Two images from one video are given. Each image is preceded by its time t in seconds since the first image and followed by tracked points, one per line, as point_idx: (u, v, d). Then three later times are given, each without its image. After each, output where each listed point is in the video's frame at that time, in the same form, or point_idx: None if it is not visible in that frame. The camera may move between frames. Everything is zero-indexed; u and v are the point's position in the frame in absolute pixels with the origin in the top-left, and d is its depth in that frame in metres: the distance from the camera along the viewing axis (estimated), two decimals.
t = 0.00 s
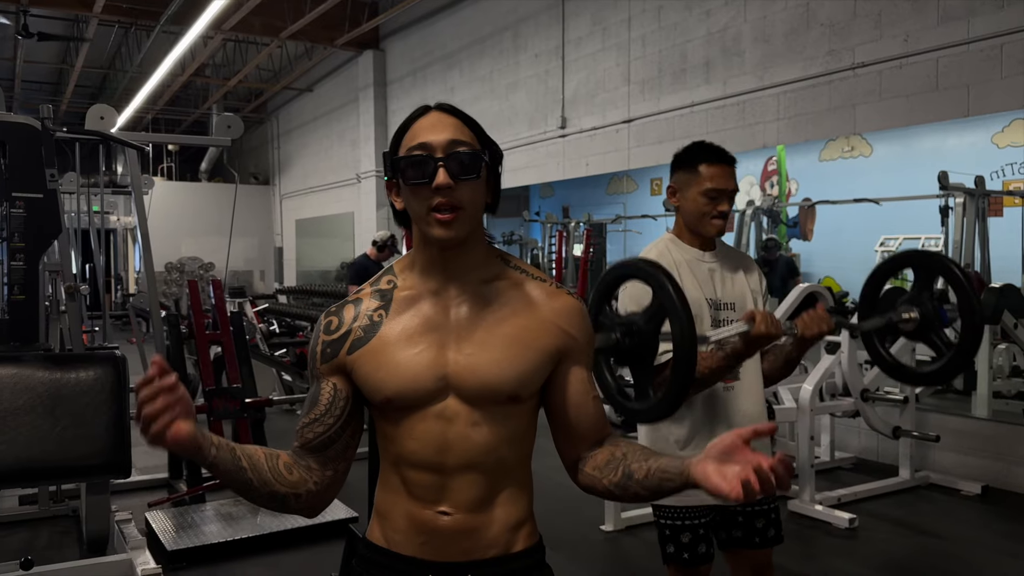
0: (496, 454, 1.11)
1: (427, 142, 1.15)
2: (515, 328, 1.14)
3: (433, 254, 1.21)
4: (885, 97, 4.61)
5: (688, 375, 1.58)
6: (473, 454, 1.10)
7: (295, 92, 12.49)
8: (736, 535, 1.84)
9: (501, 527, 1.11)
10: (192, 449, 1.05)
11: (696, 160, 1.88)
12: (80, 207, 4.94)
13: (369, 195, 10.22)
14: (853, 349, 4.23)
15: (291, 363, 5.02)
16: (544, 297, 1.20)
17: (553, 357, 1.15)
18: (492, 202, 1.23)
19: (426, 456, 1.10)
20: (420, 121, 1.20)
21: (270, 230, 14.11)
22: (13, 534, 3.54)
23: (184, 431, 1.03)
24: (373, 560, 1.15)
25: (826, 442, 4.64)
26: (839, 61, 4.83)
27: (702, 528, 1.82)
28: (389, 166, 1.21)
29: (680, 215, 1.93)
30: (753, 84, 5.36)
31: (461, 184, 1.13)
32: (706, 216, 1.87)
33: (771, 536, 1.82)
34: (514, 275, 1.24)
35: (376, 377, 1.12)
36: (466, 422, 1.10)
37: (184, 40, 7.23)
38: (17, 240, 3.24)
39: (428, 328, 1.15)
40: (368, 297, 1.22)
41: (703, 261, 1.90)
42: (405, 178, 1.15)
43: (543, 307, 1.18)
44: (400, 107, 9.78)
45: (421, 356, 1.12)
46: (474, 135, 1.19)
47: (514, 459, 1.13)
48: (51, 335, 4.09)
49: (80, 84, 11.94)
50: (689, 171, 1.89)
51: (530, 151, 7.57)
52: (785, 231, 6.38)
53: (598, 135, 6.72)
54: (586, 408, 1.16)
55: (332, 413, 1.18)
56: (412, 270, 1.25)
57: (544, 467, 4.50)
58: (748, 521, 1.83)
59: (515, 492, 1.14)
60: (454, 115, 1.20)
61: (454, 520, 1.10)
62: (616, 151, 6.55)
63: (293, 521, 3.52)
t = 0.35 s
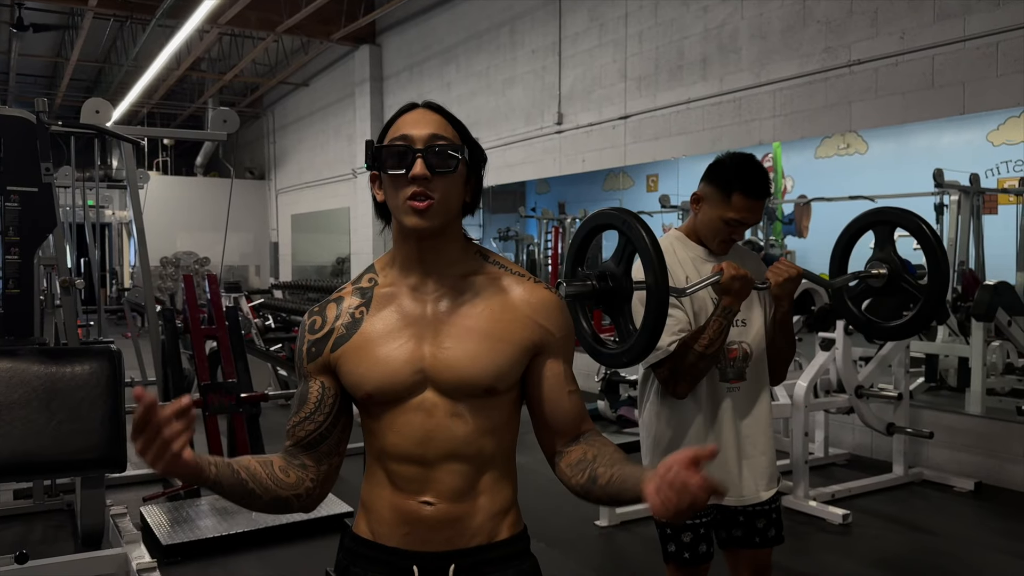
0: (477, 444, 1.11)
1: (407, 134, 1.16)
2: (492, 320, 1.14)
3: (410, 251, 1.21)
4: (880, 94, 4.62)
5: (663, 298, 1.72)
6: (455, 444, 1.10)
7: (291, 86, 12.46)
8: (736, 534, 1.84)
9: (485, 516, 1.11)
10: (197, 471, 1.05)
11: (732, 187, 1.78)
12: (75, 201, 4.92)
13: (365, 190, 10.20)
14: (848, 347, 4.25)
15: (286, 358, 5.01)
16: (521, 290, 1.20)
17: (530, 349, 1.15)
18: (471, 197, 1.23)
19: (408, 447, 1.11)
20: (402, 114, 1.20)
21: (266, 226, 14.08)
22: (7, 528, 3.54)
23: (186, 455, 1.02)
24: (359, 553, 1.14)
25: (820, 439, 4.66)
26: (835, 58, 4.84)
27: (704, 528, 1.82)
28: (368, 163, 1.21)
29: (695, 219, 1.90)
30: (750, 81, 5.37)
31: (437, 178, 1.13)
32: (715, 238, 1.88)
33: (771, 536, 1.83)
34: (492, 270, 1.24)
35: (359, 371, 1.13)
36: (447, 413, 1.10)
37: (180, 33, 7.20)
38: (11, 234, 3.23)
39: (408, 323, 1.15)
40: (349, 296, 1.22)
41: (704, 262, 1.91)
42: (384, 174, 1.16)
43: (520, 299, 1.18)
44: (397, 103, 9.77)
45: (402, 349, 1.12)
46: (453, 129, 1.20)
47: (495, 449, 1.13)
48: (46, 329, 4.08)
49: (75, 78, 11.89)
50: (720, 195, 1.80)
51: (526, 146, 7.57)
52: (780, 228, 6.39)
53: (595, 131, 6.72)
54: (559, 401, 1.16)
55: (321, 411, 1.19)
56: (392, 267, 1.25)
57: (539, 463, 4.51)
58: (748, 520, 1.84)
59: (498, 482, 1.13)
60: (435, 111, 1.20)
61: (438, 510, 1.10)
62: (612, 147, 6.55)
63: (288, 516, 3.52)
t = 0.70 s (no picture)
0: (476, 440, 1.10)
1: (412, 124, 1.13)
2: (488, 316, 1.12)
3: (410, 246, 1.19)
4: (879, 92, 4.61)
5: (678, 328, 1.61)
6: (455, 439, 1.09)
7: (290, 82, 12.44)
8: (728, 526, 1.84)
9: (488, 508, 1.11)
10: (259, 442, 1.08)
11: (714, 189, 1.79)
12: (73, 196, 4.90)
13: (363, 186, 10.19)
14: (845, 344, 4.25)
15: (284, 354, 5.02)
16: (516, 287, 1.18)
17: (521, 346, 1.13)
18: (473, 190, 1.20)
19: (408, 442, 1.09)
20: (409, 105, 1.18)
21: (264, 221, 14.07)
22: (6, 522, 3.54)
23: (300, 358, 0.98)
24: (359, 549, 1.14)
25: (817, 436, 4.67)
26: (834, 56, 4.84)
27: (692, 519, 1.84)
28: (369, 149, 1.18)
29: (678, 219, 1.89)
30: (749, 79, 5.37)
31: (440, 168, 1.10)
32: (695, 243, 1.87)
33: (762, 528, 1.83)
34: (490, 265, 1.22)
35: (356, 365, 1.10)
36: (446, 408, 1.09)
37: (178, 29, 7.20)
38: (9, 228, 3.22)
39: (409, 317, 1.13)
40: (348, 286, 1.19)
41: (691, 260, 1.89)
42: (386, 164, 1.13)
43: (515, 296, 1.16)
44: (395, 99, 9.76)
45: (401, 344, 1.10)
46: (457, 121, 1.17)
47: (494, 445, 1.12)
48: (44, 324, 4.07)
49: (73, 73, 11.86)
50: (703, 197, 1.81)
51: (525, 143, 7.56)
52: (779, 226, 6.40)
53: (593, 128, 6.72)
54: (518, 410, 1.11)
55: (305, 398, 1.10)
56: (391, 260, 1.22)
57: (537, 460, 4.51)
58: (739, 512, 1.84)
59: (496, 477, 1.13)
60: (440, 104, 1.18)
61: (440, 504, 1.09)
62: (611, 144, 6.55)
63: (285, 511, 3.53)
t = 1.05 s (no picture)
0: (477, 446, 1.07)
1: (429, 119, 1.10)
2: (500, 323, 1.10)
3: (420, 242, 1.15)
4: (878, 91, 4.61)
5: (678, 418, 1.47)
6: (456, 444, 1.06)
7: (288, 78, 12.41)
8: (723, 523, 1.85)
9: (487, 516, 1.08)
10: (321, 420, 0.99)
11: (713, 190, 1.81)
12: (70, 191, 4.88)
13: (361, 183, 10.18)
14: (843, 342, 4.24)
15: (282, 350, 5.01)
16: (528, 292, 1.17)
17: (532, 354, 1.12)
18: (488, 190, 1.19)
19: (408, 447, 1.05)
20: (424, 98, 1.14)
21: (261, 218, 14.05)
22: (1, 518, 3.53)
23: (325, 250, 0.99)
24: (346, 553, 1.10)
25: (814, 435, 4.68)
26: (833, 55, 4.84)
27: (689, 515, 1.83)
28: (383, 138, 1.13)
29: (677, 219, 1.90)
30: (747, 77, 5.37)
31: (455, 168, 1.07)
32: (692, 244, 1.87)
33: (758, 524, 1.84)
34: (498, 268, 1.19)
35: (363, 363, 1.06)
36: (447, 413, 1.06)
37: (176, 24, 7.18)
38: (6, 223, 3.21)
39: (418, 317, 1.09)
40: (354, 278, 1.14)
41: (689, 261, 1.87)
42: (401, 158, 1.09)
43: (528, 302, 1.15)
44: (394, 95, 9.74)
45: (408, 344, 1.06)
46: (475, 118, 1.14)
47: (496, 451, 1.09)
48: (40, 320, 4.06)
49: (70, 68, 11.82)
50: (701, 197, 1.82)
51: (523, 141, 7.56)
52: (776, 224, 6.41)
53: (591, 126, 6.72)
54: (548, 417, 1.14)
55: (341, 363, 1.03)
56: (396, 254, 1.18)
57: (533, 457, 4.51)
58: (735, 509, 1.85)
59: (495, 486, 1.10)
60: (458, 98, 1.15)
61: (438, 512, 1.05)
62: (609, 143, 6.54)
63: (281, 508, 3.53)
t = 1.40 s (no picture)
0: (494, 451, 1.00)
1: (448, 113, 1.02)
2: (522, 327, 1.03)
3: (438, 239, 1.07)
4: (875, 92, 4.62)
5: (658, 473, 1.75)
6: (474, 451, 0.99)
7: (285, 76, 12.39)
8: (720, 523, 1.85)
9: (504, 524, 1.01)
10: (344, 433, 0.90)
11: (729, 198, 1.79)
12: (65, 189, 4.86)
13: (358, 181, 10.17)
14: (839, 343, 4.24)
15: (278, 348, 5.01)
16: (548, 294, 1.10)
17: (553, 358, 1.06)
18: (509, 186, 1.10)
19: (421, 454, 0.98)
20: (442, 88, 1.06)
21: (259, 216, 14.04)
22: None
23: (340, 266, 0.85)
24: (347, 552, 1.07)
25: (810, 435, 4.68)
26: (831, 55, 4.84)
27: (684, 514, 1.85)
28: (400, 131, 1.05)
29: (689, 220, 1.89)
30: (745, 77, 5.37)
31: (478, 164, 0.99)
32: (702, 248, 1.86)
33: (754, 525, 1.84)
34: (517, 269, 1.12)
35: (376, 366, 0.98)
36: (465, 419, 0.99)
37: (173, 21, 7.17)
38: (2, 220, 3.20)
39: (436, 318, 1.01)
40: (365, 276, 1.06)
41: (700, 263, 1.86)
42: (420, 151, 1.01)
43: (549, 305, 1.08)
44: (391, 94, 9.73)
45: (426, 345, 0.98)
46: (497, 112, 1.06)
47: (512, 458, 1.03)
48: (36, 317, 4.05)
49: (67, 65, 11.79)
50: (717, 202, 1.81)
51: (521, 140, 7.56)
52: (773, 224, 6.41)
53: (589, 125, 6.72)
54: (568, 423, 1.08)
55: (357, 379, 0.94)
56: (411, 252, 1.10)
57: (531, 456, 4.51)
58: (731, 509, 1.85)
59: (510, 493, 1.03)
60: (479, 89, 1.07)
61: (454, 520, 0.98)
62: (606, 142, 6.54)
63: (277, 507, 3.52)
